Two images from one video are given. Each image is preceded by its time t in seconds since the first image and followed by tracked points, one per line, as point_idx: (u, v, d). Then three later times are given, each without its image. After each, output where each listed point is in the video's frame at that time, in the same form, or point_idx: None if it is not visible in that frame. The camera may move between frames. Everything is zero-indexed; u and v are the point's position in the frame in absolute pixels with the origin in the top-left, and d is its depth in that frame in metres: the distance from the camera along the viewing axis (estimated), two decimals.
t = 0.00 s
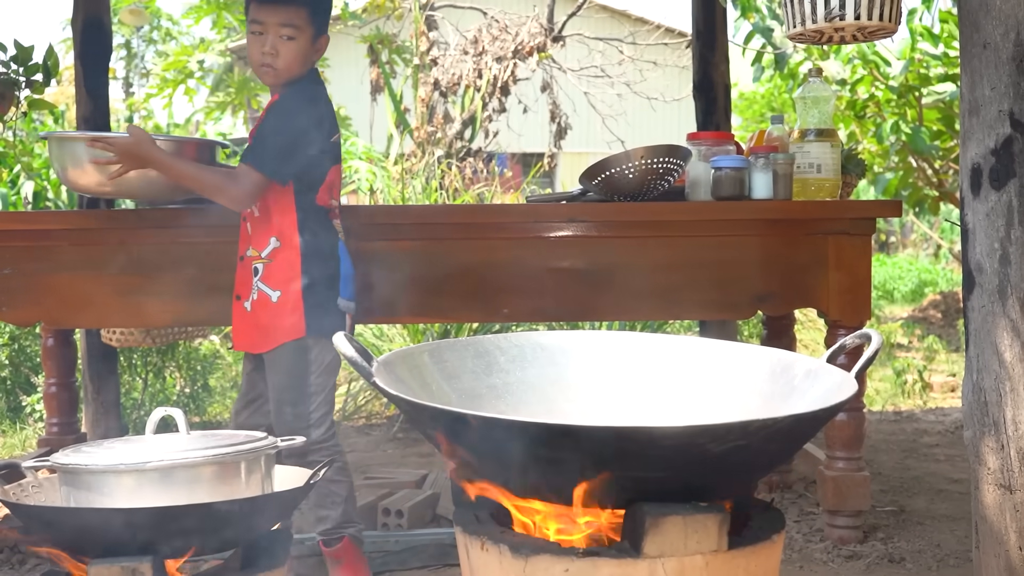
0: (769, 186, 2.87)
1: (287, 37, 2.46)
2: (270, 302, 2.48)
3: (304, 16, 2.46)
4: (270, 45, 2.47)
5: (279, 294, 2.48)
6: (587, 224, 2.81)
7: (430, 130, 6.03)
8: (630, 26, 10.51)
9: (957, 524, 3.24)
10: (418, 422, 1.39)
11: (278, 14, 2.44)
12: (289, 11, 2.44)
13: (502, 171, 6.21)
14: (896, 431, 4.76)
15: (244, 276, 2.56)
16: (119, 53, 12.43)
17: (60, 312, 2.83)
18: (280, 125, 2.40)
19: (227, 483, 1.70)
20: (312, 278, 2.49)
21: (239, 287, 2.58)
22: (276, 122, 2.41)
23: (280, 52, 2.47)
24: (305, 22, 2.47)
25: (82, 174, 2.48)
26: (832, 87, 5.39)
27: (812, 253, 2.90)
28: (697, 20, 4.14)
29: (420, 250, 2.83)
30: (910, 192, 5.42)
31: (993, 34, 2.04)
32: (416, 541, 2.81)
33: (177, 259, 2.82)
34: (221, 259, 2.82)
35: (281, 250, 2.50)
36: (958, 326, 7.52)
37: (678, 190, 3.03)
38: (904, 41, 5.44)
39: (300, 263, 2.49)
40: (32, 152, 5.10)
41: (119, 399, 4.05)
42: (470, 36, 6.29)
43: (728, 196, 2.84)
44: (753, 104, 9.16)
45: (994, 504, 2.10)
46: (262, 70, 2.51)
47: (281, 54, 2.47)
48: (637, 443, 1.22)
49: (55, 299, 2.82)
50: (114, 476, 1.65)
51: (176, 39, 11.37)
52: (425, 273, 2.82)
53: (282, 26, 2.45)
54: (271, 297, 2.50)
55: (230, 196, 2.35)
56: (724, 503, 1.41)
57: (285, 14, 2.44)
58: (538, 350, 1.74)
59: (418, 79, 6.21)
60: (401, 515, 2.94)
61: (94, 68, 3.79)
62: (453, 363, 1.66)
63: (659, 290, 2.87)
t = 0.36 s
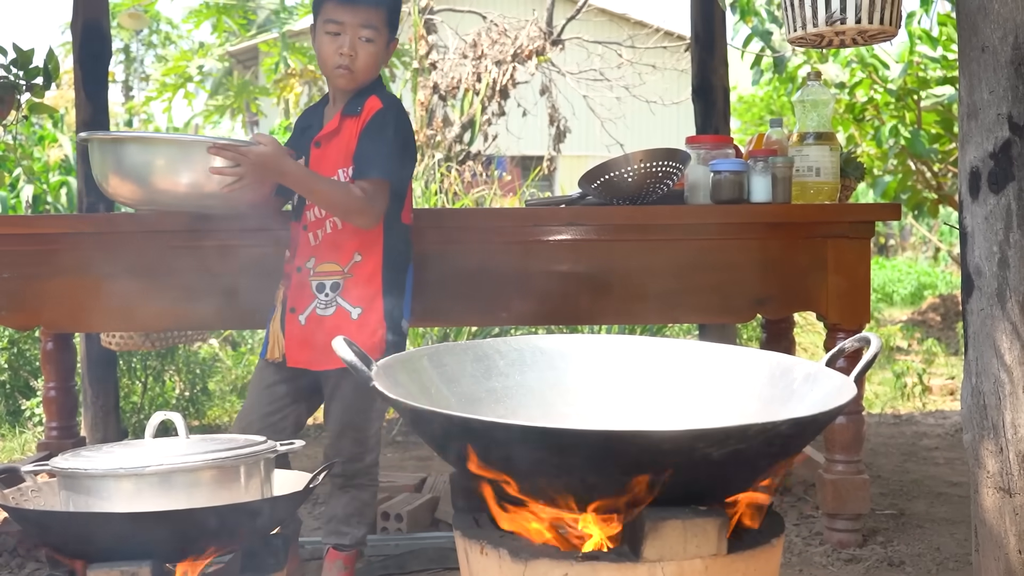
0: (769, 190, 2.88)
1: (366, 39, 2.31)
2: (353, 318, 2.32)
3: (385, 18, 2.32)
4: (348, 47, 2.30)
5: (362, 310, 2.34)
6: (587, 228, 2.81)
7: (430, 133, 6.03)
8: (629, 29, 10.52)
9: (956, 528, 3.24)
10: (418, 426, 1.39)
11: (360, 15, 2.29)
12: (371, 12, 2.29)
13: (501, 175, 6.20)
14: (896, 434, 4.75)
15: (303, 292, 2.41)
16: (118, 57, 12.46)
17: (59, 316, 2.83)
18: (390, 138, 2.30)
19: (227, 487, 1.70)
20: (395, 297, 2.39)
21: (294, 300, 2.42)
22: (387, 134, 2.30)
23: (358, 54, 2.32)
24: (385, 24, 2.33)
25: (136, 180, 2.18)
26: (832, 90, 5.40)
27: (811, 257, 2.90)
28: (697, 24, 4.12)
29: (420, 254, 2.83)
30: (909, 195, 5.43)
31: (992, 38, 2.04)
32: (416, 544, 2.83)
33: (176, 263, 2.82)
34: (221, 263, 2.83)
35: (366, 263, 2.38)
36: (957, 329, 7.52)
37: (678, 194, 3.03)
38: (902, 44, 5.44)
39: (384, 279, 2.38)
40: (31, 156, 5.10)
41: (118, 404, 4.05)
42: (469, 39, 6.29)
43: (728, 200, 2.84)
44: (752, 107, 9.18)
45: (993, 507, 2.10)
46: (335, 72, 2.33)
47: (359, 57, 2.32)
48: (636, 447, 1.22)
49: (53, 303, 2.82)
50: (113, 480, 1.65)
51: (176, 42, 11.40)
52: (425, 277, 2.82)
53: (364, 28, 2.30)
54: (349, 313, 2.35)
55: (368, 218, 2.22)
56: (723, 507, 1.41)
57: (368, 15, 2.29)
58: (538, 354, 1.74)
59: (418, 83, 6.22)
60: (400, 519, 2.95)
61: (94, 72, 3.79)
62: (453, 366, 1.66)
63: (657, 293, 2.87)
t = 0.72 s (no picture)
0: (768, 194, 2.88)
1: (393, 42, 2.24)
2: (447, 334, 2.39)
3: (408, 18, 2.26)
4: (376, 50, 2.23)
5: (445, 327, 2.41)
6: (587, 232, 2.81)
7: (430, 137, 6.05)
8: (629, 34, 10.55)
9: (956, 532, 3.25)
10: (417, 430, 1.39)
11: (386, 18, 2.22)
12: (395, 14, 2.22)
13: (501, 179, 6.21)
14: (896, 438, 4.76)
15: (385, 317, 2.36)
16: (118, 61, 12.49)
17: (59, 320, 2.83)
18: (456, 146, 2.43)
19: (226, 491, 1.70)
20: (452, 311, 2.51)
21: (371, 331, 2.35)
22: (453, 142, 2.42)
23: (385, 59, 2.24)
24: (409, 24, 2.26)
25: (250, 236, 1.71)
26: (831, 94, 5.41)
27: (811, 261, 2.90)
28: (695, 29, 4.13)
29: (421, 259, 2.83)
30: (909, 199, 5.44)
31: (990, 42, 2.04)
32: (415, 549, 2.83)
33: (176, 267, 2.82)
34: (220, 267, 2.83)
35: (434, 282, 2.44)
36: (956, 333, 7.52)
37: (677, 198, 3.04)
38: (902, 48, 5.44)
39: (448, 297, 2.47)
40: (32, 160, 5.11)
41: (118, 408, 4.05)
42: (468, 43, 6.30)
43: (727, 204, 2.85)
44: (751, 111, 9.19)
45: (993, 511, 2.10)
46: (361, 78, 2.25)
47: (387, 61, 2.24)
48: (636, 452, 1.22)
49: (53, 308, 2.83)
50: (112, 484, 1.65)
51: (176, 47, 11.42)
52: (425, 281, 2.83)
53: (391, 30, 2.23)
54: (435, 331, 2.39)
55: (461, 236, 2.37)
56: (722, 511, 1.41)
57: (392, 17, 2.23)
58: (537, 358, 1.75)
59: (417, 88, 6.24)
60: (399, 523, 2.95)
61: (94, 77, 3.80)
62: (452, 371, 1.66)
63: (658, 297, 2.87)
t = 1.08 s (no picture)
0: (768, 200, 2.88)
1: (458, 31, 2.19)
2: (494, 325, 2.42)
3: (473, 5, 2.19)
4: (441, 41, 2.18)
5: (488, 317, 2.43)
6: (588, 238, 2.81)
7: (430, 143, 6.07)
8: (628, 38, 10.57)
9: (957, 536, 3.24)
10: (418, 437, 1.39)
11: (453, 7, 2.15)
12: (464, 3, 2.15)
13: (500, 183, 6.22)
14: (896, 442, 4.76)
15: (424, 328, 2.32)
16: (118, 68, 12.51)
17: (60, 327, 2.83)
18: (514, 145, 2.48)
19: (226, 498, 1.70)
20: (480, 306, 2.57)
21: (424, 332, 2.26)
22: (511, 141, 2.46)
23: (450, 49, 2.19)
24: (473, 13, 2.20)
25: (359, 304, 1.70)
26: (830, 99, 5.42)
27: (811, 265, 2.90)
28: (694, 33, 4.13)
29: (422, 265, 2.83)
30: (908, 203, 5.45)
31: (989, 47, 2.04)
32: (416, 554, 2.82)
33: (176, 273, 2.82)
34: (220, 273, 2.82)
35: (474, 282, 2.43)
36: (956, 338, 7.52)
37: (676, 203, 3.04)
38: (901, 52, 5.46)
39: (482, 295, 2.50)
40: (31, 166, 5.12)
41: (118, 414, 4.05)
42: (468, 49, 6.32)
43: (727, 209, 2.85)
44: (750, 116, 9.21)
45: (993, 516, 2.09)
46: (424, 69, 2.22)
47: (452, 52, 2.19)
48: (636, 458, 1.21)
49: (54, 314, 2.83)
50: (113, 491, 1.65)
51: (175, 53, 11.44)
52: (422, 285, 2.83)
53: (457, 20, 2.17)
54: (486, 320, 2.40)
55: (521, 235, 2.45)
56: (723, 516, 1.41)
57: (460, 5, 2.16)
58: (537, 363, 1.75)
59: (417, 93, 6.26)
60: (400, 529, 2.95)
61: (93, 83, 3.80)
62: (448, 373, 1.65)
63: (658, 302, 2.88)
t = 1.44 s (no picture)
0: (768, 204, 2.89)
1: (550, 36, 2.06)
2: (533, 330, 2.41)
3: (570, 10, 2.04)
4: (531, 46, 2.06)
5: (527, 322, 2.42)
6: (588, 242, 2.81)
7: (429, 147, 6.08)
8: (628, 43, 10.58)
9: (958, 540, 3.24)
10: (421, 443, 1.38)
11: (549, 12, 2.01)
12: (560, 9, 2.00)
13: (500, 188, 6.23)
14: (897, 446, 4.76)
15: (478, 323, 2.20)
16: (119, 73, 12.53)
17: (60, 332, 2.83)
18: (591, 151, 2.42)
19: (227, 503, 1.70)
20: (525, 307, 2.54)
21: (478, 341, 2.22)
22: (586, 149, 2.39)
23: (539, 56, 2.08)
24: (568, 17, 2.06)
25: (401, 321, 1.61)
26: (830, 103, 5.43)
27: (810, 269, 2.90)
28: (695, 38, 4.14)
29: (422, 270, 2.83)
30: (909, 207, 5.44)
31: (989, 51, 2.04)
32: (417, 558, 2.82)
33: (177, 278, 2.82)
34: (221, 278, 2.82)
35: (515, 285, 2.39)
36: (957, 341, 7.52)
37: (677, 208, 3.05)
38: (901, 56, 5.45)
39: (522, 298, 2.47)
40: (32, 172, 5.13)
41: (119, 419, 4.05)
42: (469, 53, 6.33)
43: (727, 214, 2.86)
44: (750, 120, 9.22)
45: (995, 520, 2.09)
46: (510, 71, 2.12)
47: (541, 57, 2.08)
48: (637, 462, 1.21)
49: (54, 320, 2.83)
50: (113, 496, 1.64)
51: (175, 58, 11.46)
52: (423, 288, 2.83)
53: (551, 25, 2.04)
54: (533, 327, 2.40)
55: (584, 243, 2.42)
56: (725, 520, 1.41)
57: (556, 11, 2.02)
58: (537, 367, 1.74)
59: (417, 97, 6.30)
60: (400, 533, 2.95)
61: (93, 88, 3.81)
62: (446, 376, 1.65)
63: (658, 306, 2.88)
